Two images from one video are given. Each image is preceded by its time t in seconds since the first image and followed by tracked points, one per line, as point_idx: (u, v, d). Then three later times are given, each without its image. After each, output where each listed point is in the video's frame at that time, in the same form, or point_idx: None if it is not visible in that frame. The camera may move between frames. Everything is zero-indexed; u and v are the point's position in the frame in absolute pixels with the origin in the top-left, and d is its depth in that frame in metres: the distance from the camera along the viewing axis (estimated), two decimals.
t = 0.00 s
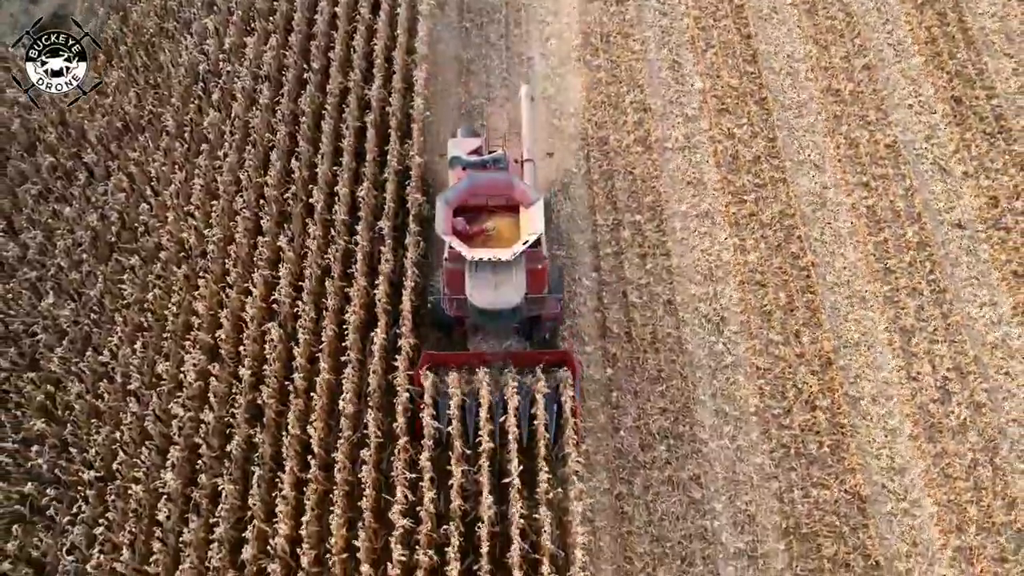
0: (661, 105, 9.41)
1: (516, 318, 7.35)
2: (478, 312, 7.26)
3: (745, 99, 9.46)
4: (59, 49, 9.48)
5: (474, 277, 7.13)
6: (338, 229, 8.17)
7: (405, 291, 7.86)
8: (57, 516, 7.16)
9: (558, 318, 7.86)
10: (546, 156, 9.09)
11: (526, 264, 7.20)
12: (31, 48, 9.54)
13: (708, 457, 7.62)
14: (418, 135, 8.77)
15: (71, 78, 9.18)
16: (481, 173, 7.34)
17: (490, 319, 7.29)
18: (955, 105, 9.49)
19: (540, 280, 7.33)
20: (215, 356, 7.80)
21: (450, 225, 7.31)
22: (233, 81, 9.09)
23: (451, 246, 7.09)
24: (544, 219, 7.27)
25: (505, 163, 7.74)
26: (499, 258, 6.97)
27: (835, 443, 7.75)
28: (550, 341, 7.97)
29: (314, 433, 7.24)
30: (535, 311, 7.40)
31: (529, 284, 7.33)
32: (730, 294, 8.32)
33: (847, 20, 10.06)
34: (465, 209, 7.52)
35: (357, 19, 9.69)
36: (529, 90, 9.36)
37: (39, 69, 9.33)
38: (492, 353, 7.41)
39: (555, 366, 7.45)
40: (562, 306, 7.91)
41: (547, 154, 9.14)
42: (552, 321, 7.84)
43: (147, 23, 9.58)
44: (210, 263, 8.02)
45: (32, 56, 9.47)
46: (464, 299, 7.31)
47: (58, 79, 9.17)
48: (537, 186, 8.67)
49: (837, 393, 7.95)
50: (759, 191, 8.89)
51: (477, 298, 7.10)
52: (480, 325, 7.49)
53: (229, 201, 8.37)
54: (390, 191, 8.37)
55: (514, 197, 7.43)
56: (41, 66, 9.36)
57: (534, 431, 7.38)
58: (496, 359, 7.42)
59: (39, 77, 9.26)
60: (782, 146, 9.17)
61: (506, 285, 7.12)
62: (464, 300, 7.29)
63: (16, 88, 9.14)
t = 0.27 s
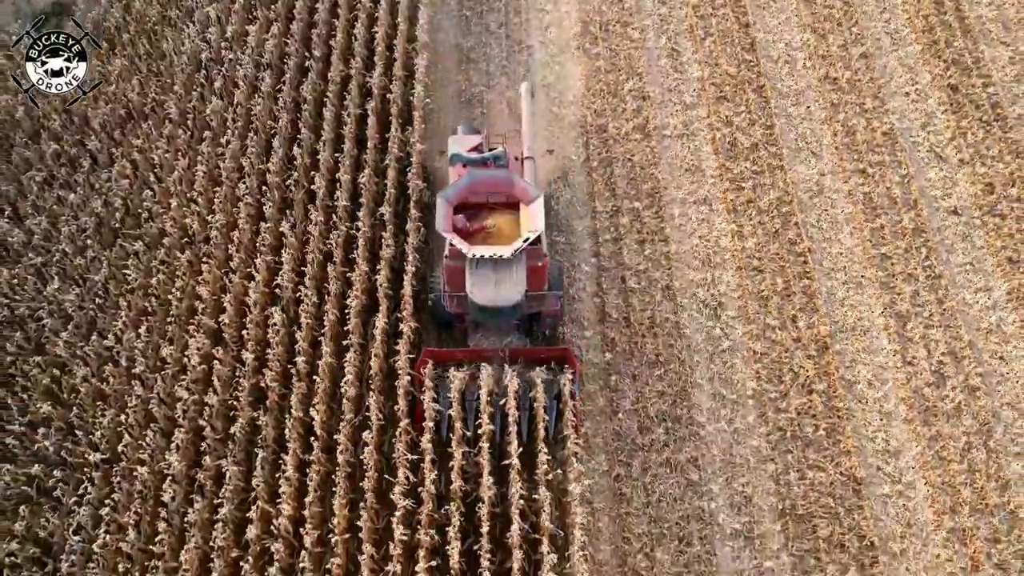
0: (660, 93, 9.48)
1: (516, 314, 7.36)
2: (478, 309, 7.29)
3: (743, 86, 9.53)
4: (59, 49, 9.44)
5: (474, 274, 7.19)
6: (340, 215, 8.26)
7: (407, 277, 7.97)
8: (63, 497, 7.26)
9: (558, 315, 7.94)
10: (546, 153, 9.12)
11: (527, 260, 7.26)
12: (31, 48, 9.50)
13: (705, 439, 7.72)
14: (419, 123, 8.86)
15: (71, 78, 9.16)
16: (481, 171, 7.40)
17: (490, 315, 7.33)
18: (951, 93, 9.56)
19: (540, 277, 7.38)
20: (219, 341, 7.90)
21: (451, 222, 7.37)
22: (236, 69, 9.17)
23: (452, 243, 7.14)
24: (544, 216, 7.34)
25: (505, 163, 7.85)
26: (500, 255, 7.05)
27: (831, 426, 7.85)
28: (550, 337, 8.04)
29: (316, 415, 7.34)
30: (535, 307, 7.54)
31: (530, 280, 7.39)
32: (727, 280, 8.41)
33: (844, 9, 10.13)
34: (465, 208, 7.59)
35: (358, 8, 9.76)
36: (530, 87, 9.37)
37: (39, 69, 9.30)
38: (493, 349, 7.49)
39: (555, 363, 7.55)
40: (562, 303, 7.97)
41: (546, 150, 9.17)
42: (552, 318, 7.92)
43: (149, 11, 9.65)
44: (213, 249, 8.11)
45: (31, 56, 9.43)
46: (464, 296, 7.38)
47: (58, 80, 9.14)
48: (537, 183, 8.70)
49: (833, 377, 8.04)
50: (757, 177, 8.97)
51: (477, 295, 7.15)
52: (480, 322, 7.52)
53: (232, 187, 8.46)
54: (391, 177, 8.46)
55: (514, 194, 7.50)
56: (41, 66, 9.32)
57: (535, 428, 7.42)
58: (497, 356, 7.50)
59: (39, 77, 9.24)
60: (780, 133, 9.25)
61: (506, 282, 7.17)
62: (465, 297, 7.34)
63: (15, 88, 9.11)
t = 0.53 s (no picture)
0: (658, 81, 9.56)
1: (516, 313, 7.42)
2: (478, 307, 7.33)
3: (741, 75, 9.61)
4: (59, 49, 9.44)
5: (474, 273, 7.26)
6: (342, 201, 8.36)
7: (410, 262, 8.07)
8: (70, 479, 7.37)
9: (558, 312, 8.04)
10: (546, 151, 9.14)
11: (527, 258, 7.32)
12: (31, 48, 9.49)
13: (702, 423, 7.83)
14: (420, 110, 8.94)
15: (70, 78, 9.17)
16: (481, 169, 7.40)
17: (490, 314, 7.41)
18: (948, 82, 9.64)
19: (540, 275, 7.42)
20: (222, 326, 8.01)
21: (451, 221, 7.39)
22: (238, 57, 9.25)
23: (452, 242, 7.19)
24: (544, 215, 7.37)
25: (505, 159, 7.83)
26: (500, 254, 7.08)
27: (827, 410, 7.95)
28: (549, 335, 8.09)
29: (319, 398, 7.45)
30: (535, 304, 7.58)
31: (530, 278, 7.42)
32: (725, 266, 8.51)
33: None
34: (465, 204, 7.60)
35: None
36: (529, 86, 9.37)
37: (39, 69, 9.30)
38: (494, 347, 7.55)
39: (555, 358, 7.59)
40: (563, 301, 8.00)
41: (546, 148, 9.19)
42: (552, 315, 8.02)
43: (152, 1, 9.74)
44: (217, 235, 8.20)
45: (32, 56, 9.42)
46: (464, 294, 7.44)
47: (58, 80, 9.15)
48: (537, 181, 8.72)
49: (829, 362, 8.15)
50: (755, 165, 9.06)
51: (478, 294, 7.23)
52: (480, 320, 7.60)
53: (235, 175, 8.55)
54: (392, 165, 8.55)
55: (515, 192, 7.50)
56: (41, 66, 9.33)
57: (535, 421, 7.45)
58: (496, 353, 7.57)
59: (39, 77, 9.24)
60: (778, 121, 9.33)
61: (506, 280, 7.25)
62: (465, 295, 7.42)
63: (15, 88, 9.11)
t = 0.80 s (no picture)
0: (657, 70, 9.64)
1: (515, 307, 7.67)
2: (479, 303, 7.62)
3: (739, 64, 9.69)
4: (58, 49, 9.38)
5: (474, 271, 7.38)
6: (344, 188, 8.46)
7: (411, 247, 8.17)
8: (77, 461, 7.49)
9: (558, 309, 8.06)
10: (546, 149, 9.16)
11: (527, 257, 7.35)
12: (31, 48, 9.43)
13: (700, 406, 7.93)
14: (421, 98, 9.03)
15: (70, 78, 9.16)
16: (482, 168, 7.55)
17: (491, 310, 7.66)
18: (944, 71, 9.72)
19: (540, 273, 7.44)
20: (226, 311, 8.12)
21: (453, 218, 7.57)
22: (240, 46, 9.33)
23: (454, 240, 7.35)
24: (543, 213, 7.58)
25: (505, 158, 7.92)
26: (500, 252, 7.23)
27: (823, 394, 8.05)
28: (549, 332, 8.16)
29: (322, 381, 7.56)
30: (534, 301, 7.64)
31: (530, 277, 7.44)
32: (722, 253, 8.61)
33: None
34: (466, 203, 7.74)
35: None
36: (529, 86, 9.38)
37: (39, 69, 9.26)
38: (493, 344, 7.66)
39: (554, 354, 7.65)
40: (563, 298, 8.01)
41: (546, 146, 9.20)
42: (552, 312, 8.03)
43: None
44: (220, 222, 8.31)
45: (32, 57, 9.37)
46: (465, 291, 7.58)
47: (58, 80, 9.15)
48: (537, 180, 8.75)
49: (825, 347, 8.25)
50: (752, 153, 9.15)
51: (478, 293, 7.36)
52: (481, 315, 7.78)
53: (238, 162, 8.65)
54: (394, 152, 8.65)
55: (515, 192, 7.67)
56: (41, 66, 9.29)
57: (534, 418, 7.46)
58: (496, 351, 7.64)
59: (39, 77, 9.22)
60: (776, 110, 9.42)
61: (506, 279, 7.35)
62: (466, 292, 7.55)
63: (15, 89, 9.08)
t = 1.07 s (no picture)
0: (656, 60, 9.71)
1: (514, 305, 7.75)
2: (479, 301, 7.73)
3: (737, 54, 9.76)
4: (58, 49, 9.39)
5: (475, 269, 7.40)
6: (346, 177, 8.54)
7: (412, 236, 8.27)
8: (83, 446, 7.59)
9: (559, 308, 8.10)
10: (546, 147, 9.18)
11: (527, 255, 7.36)
12: (30, 48, 9.42)
13: (698, 392, 8.03)
14: (422, 88, 9.11)
15: (71, 78, 9.18)
16: (481, 165, 7.41)
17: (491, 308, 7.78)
18: (941, 61, 9.79)
19: (540, 272, 7.50)
20: (229, 298, 8.21)
21: (452, 217, 7.44)
22: (242, 36, 9.40)
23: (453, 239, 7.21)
24: (544, 211, 7.38)
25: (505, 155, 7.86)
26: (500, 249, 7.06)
27: (820, 380, 8.15)
28: (550, 329, 8.22)
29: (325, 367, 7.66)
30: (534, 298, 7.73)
31: (530, 274, 7.51)
32: (720, 241, 8.69)
33: None
34: (466, 201, 7.61)
35: None
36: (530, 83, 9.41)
37: (39, 69, 9.26)
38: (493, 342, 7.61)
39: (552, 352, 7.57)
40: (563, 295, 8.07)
41: (546, 144, 9.23)
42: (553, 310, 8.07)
43: None
44: (223, 210, 8.40)
45: (31, 56, 9.36)
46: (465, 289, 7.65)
47: (58, 80, 9.16)
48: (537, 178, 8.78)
49: (822, 333, 8.34)
50: (750, 142, 9.23)
51: (479, 290, 7.42)
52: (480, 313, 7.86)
53: (241, 151, 8.74)
54: (395, 141, 8.74)
55: (516, 189, 7.50)
56: (41, 66, 9.29)
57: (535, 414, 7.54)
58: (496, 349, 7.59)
59: (39, 77, 9.23)
60: (773, 99, 9.49)
61: (507, 277, 7.39)
62: (466, 290, 7.62)
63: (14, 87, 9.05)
